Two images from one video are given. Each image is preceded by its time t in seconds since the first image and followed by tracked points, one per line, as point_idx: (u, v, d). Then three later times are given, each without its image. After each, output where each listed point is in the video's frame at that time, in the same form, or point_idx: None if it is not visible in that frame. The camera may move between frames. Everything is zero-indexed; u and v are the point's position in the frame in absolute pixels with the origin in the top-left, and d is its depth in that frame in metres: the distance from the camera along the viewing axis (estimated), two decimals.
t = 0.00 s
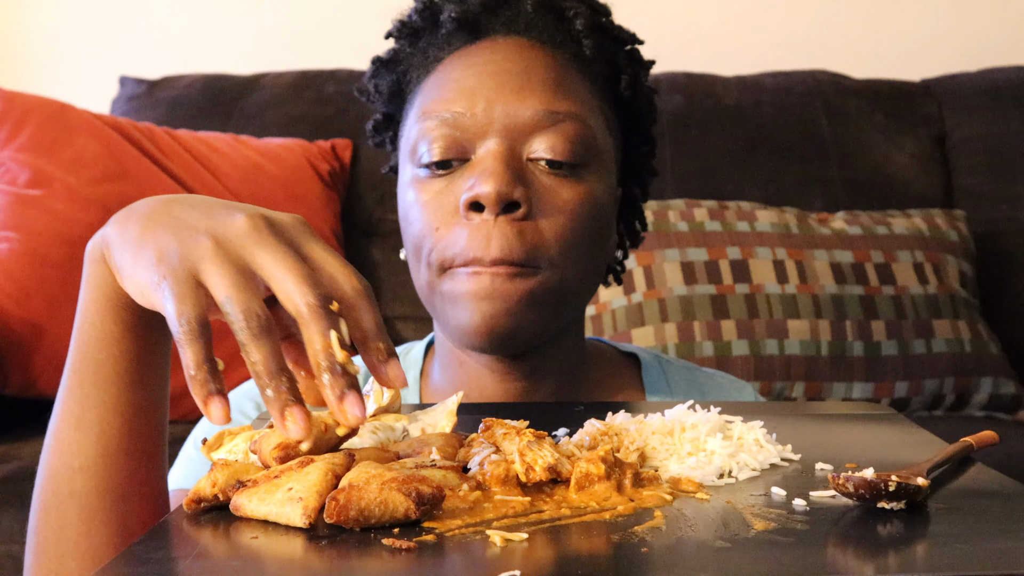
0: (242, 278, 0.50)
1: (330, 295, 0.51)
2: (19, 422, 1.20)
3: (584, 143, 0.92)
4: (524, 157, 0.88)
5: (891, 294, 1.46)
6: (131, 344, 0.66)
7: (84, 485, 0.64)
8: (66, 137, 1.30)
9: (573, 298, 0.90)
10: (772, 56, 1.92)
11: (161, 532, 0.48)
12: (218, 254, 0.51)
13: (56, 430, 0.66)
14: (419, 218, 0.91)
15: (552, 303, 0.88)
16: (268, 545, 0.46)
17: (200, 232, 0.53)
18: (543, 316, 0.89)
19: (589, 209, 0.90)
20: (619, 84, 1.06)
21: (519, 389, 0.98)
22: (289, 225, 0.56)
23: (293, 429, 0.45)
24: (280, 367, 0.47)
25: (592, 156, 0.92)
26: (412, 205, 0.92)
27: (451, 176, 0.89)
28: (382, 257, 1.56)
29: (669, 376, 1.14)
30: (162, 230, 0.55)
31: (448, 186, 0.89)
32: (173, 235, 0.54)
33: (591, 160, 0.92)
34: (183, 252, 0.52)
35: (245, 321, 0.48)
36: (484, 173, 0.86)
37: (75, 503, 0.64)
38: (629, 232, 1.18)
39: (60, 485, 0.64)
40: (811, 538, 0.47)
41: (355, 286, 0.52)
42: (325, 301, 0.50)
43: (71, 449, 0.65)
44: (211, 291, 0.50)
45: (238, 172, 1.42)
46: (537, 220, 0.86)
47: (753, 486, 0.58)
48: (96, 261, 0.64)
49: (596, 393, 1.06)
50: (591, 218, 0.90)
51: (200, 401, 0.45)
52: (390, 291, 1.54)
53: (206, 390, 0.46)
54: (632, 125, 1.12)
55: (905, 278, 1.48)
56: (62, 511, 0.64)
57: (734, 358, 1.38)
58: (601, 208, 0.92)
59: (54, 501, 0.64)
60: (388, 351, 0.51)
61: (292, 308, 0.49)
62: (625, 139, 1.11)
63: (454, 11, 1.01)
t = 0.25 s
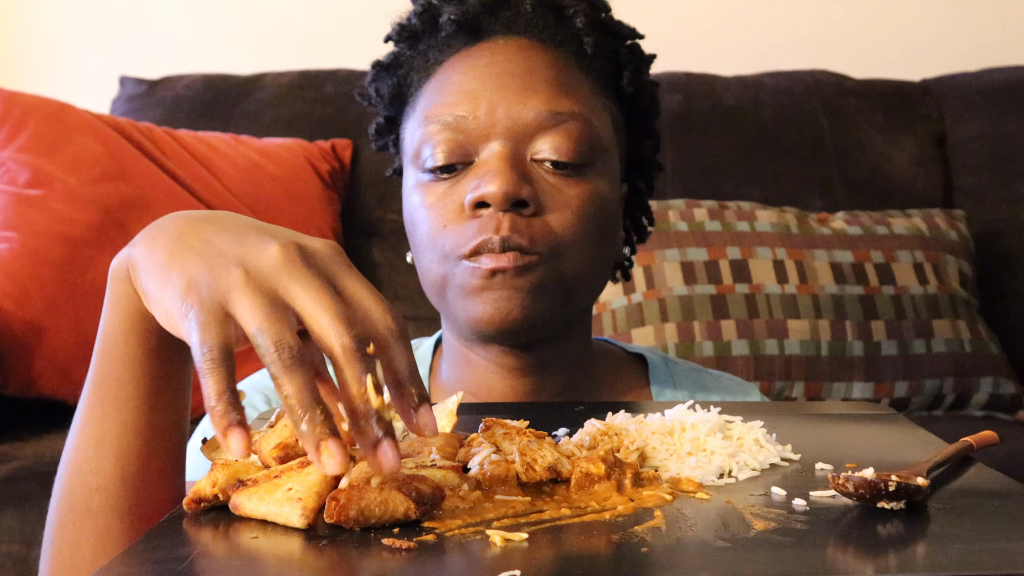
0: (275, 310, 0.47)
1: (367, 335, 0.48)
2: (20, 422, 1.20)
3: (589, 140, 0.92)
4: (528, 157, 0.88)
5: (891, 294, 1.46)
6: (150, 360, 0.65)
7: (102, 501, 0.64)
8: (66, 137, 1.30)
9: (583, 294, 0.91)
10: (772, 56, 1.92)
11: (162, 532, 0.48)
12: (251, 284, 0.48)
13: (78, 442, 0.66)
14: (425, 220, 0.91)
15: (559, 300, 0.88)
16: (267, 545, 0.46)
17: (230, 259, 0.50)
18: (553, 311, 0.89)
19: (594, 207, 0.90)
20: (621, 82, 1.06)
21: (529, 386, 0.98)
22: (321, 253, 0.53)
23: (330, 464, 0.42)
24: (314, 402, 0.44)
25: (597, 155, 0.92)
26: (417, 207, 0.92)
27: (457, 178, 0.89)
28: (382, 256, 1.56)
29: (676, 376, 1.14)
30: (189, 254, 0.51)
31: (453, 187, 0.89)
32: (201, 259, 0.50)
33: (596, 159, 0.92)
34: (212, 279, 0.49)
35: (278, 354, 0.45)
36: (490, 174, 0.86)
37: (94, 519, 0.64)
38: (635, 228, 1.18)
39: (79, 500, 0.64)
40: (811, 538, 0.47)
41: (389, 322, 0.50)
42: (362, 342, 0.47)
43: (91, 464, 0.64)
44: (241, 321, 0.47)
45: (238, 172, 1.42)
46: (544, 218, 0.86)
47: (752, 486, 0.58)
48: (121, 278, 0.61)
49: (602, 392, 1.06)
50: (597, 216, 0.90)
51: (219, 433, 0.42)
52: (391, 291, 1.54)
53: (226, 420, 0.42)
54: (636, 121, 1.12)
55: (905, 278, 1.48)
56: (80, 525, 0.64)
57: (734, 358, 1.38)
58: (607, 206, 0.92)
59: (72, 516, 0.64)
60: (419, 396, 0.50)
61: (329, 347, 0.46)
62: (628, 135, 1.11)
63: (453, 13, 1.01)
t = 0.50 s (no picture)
0: (276, 341, 0.44)
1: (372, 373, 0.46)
2: (20, 422, 1.20)
3: (586, 141, 0.91)
4: (524, 159, 0.88)
5: (891, 293, 1.47)
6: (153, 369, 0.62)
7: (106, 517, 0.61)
8: (66, 137, 1.30)
9: (579, 300, 0.90)
10: (772, 56, 1.92)
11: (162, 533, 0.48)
12: (252, 312, 0.45)
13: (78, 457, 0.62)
14: (423, 223, 0.91)
15: (557, 302, 0.88)
16: (264, 546, 0.46)
17: (231, 285, 0.47)
18: (547, 320, 0.88)
19: (591, 208, 0.90)
20: (622, 81, 1.06)
21: (529, 390, 0.97)
22: (329, 275, 0.49)
23: (336, 502, 0.40)
24: (315, 435, 0.42)
25: (594, 155, 0.92)
26: (416, 210, 0.93)
27: (453, 181, 0.89)
28: (382, 256, 1.56)
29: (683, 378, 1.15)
30: (190, 277, 0.48)
31: (449, 191, 0.89)
32: (204, 282, 0.48)
33: (593, 159, 0.92)
34: (214, 305, 0.46)
35: (278, 388, 0.43)
36: (484, 177, 0.86)
37: (97, 535, 0.60)
38: (642, 227, 1.18)
39: (81, 518, 0.61)
40: (811, 538, 0.47)
41: (397, 352, 0.47)
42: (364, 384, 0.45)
43: (91, 479, 0.61)
44: (241, 351, 0.45)
45: (238, 172, 1.42)
46: (538, 222, 0.86)
47: (753, 486, 0.58)
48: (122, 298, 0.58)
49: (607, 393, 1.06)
50: (594, 218, 0.90)
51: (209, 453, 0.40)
52: (391, 291, 1.54)
53: (221, 432, 0.41)
54: (639, 119, 1.11)
55: (904, 278, 1.48)
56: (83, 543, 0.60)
57: (734, 358, 1.38)
58: (604, 206, 0.91)
59: (74, 534, 0.61)
60: (426, 423, 0.46)
61: (333, 386, 0.44)
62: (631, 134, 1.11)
63: (450, 14, 1.01)
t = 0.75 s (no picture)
0: (286, 358, 0.43)
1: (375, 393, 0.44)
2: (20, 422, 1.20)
3: (591, 142, 0.92)
4: (530, 160, 0.88)
5: (891, 293, 1.47)
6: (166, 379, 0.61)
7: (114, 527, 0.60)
8: (67, 137, 1.30)
9: (586, 301, 0.90)
10: (772, 56, 1.93)
11: (162, 533, 0.48)
12: (266, 329, 0.44)
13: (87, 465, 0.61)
14: (429, 225, 0.91)
15: (564, 304, 0.88)
16: (264, 547, 0.46)
17: (245, 302, 0.45)
18: (554, 322, 0.88)
19: (597, 209, 0.90)
20: (627, 82, 1.06)
21: (534, 391, 0.97)
22: (344, 292, 0.48)
23: (339, 529, 0.41)
24: (321, 462, 0.41)
25: (599, 156, 0.92)
26: (421, 211, 0.93)
27: (459, 182, 0.89)
28: (382, 257, 1.56)
29: (686, 378, 1.15)
30: (204, 293, 0.47)
31: (456, 193, 0.89)
32: (219, 297, 0.46)
33: (599, 161, 0.92)
34: (229, 320, 0.45)
35: (285, 407, 0.42)
36: (491, 179, 0.86)
37: (102, 547, 0.59)
38: (643, 227, 1.18)
39: (87, 527, 0.60)
40: (811, 538, 0.47)
41: (410, 373, 0.45)
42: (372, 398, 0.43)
43: (99, 489, 0.60)
44: (252, 368, 0.43)
45: (238, 172, 1.42)
46: (546, 224, 0.86)
47: (753, 486, 0.58)
48: (135, 310, 0.56)
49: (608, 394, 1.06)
50: (599, 219, 0.90)
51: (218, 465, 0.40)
52: (391, 291, 1.54)
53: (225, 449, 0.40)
54: (641, 120, 1.12)
55: (904, 278, 1.48)
56: (87, 555, 0.59)
57: (734, 358, 1.38)
58: (610, 207, 0.92)
59: (79, 544, 0.59)
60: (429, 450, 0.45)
61: (339, 401, 0.43)
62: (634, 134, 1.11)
63: (454, 14, 1.01)
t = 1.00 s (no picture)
0: (315, 346, 0.42)
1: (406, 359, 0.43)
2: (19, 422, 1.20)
3: (597, 141, 0.92)
4: (536, 159, 0.88)
5: (891, 293, 1.47)
6: (171, 392, 0.60)
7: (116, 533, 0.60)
8: (67, 137, 1.30)
9: (591, 301, 0.90)
10: (772, 56, 1.93)
11: (162, 533, 0.48)
12: (291, 321, 0.43)
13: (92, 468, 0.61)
14: (434, 224, 0.91)
15: (571, 303, 0.88)
16: (265, 547, 0.46)
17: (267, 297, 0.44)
18: (560, 320, 0.88)
19: (602, 208, 0.90)
20: (633, 82, 1.06)
21: (540, 391, 0.97)
22: (360, 276, 0.47)
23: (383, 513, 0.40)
24: (359, 450, 0.41)
25: (605, 155, 0.92)
26: (426, 211, 0.93)
27: (465, 181, 0.89)
28: (382, 257, 1.56)
29: (690, 379, 1.15)
30: (222, 292, 0.45)
31: (461, 191, 0.89)
32: (238, 295, 0.45)
33: (604, 159, 0.92)
34: (252, 317, 0.44)
35: (319, 398, 0.41)
36: (496, 178, 0.86)
37: (105, 551, 0.60)
38: (648, 227, 1.19)
39: (90, 532, 0.60)
40: (811, 538, 0.47)
41: (435, 353, 0.44)
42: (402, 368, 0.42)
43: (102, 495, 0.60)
44: (283, 361, 0.42)
45: (239, 172, 1.43)
46: (551, 223, 0.86)
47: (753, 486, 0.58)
48: (143, 317, 0.54)
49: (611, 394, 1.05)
50: (605, 218, 0.90)
51: (273, 464, 0.40)
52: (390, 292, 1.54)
53: (278, 452, 0.40)
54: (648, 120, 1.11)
55: (904, 278, 1.48)
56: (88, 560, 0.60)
57: (734, 358, 1.38)
58: (615, 206, 0.92)
59: (82, 547, 0.60)
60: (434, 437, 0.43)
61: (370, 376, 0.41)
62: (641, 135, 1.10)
63: (461, 14, 1.01)
